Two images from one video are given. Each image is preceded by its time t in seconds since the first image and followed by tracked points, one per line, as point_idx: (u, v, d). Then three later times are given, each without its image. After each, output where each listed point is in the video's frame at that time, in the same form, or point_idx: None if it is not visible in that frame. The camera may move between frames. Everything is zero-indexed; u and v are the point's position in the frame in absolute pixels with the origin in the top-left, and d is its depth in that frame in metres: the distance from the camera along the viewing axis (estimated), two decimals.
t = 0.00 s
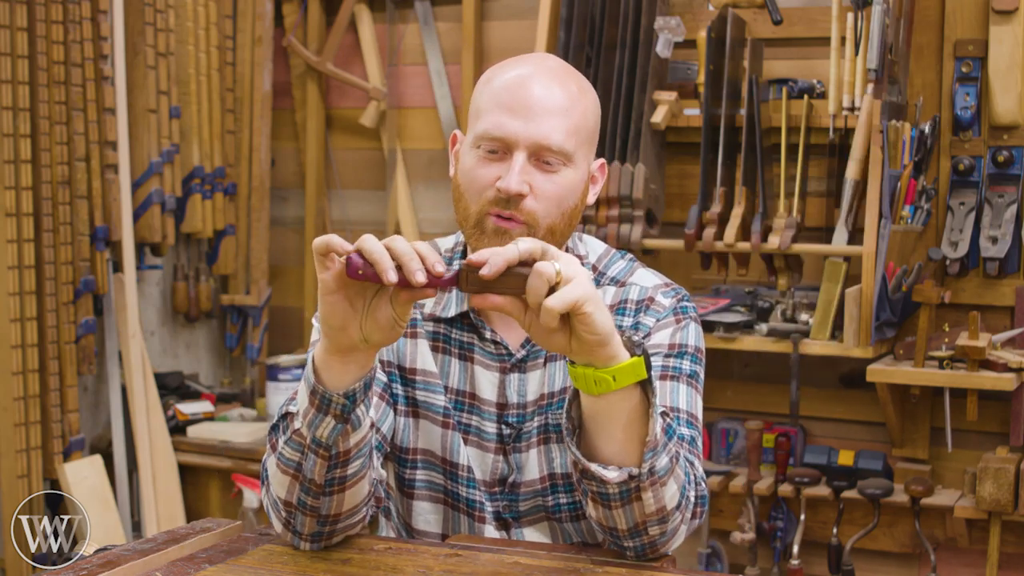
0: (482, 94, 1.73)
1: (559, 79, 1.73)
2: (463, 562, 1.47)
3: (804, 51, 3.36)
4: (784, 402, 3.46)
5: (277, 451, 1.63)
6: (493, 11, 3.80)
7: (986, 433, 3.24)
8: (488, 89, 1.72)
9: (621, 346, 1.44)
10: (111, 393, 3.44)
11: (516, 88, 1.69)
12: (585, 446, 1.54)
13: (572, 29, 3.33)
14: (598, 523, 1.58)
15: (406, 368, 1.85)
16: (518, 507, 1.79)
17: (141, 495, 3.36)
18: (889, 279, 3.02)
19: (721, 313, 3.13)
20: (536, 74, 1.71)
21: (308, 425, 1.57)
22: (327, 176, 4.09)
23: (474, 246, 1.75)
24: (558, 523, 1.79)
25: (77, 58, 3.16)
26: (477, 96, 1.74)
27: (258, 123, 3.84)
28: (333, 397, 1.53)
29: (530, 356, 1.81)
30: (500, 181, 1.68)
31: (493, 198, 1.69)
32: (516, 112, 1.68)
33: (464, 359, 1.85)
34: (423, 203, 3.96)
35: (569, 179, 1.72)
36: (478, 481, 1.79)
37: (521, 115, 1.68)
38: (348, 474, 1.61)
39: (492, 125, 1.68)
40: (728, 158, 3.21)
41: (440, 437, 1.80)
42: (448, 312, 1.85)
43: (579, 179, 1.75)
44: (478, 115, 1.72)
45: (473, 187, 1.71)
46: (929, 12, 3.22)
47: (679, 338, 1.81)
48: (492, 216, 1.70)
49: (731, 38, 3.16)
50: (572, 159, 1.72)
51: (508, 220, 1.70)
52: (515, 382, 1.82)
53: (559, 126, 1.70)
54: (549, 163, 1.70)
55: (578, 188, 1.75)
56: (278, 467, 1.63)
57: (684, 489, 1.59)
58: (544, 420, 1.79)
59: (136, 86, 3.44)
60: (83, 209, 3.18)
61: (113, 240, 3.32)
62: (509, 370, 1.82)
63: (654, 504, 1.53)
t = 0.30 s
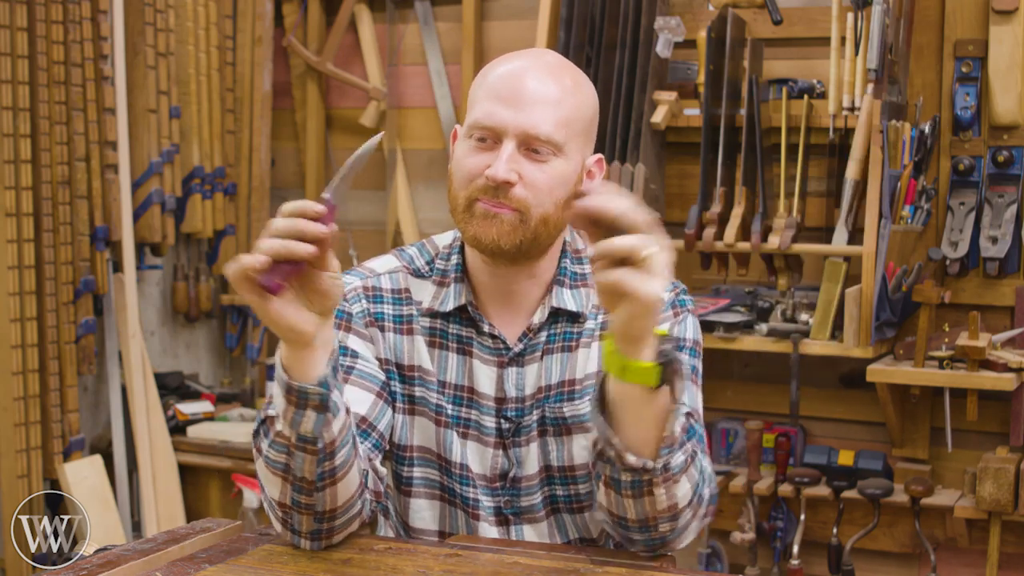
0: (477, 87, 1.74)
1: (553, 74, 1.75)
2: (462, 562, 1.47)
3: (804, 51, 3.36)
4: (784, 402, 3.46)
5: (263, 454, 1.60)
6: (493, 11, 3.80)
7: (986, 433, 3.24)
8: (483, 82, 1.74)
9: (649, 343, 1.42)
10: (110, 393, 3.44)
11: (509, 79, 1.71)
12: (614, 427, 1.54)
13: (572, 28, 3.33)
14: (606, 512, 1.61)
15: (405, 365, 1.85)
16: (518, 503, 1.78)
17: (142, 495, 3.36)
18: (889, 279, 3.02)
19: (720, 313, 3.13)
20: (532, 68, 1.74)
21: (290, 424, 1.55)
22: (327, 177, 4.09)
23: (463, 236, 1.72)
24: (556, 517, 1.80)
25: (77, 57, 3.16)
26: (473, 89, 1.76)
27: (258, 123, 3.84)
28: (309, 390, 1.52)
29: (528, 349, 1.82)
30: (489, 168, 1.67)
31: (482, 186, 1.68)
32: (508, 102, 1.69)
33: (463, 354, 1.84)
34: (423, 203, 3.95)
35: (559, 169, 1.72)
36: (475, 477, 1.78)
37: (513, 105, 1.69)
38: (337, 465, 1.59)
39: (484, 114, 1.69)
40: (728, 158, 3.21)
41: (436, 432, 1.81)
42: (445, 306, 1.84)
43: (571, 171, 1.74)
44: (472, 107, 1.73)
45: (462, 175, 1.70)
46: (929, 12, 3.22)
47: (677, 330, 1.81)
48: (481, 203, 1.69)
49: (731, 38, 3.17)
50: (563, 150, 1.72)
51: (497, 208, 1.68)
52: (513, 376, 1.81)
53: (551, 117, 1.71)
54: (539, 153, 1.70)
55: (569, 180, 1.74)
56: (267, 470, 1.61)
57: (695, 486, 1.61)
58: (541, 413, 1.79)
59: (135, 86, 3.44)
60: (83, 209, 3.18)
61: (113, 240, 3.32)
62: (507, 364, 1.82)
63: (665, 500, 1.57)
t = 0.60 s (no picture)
0: (481, 88, 1.74)
1: (558, 77, 1.74)
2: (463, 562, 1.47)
3: (804, 51, 3.36)
4: (784, 402, 3.46)
5: (274, 465, 1.55)
6: (493, 11, 3.80)
7: (986, 433, 3.24)
8: (487, 83, 1.73)
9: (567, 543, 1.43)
10: (110, 393, 3.44)
11: (513, 81, 1.71)
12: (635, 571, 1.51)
13: (572, 28, 3.33)
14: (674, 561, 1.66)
15: (403, 366, 1.85)
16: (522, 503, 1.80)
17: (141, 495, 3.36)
18: (889, 279, 3.02)
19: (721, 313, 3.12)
20: (536, 69, 1.73)
21: (311, 437, 1.50)
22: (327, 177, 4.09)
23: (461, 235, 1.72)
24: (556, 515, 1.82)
25: (77, 58, 3.16)
26: (477, 90, 1.75)
27: (258, 123, 3.84)
28: (333, 398, 1.48)
29: (530, 350, 1.81)
30: (490, 169, 1.66)
31: (483, 186, 1.67)
32: (512, 103, 1.69)
33: (462, 355, 1.84)
34: (423, 203, 3.96)
35: (560, 173, 1.72)
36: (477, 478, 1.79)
37: (516, 106, 1.68)
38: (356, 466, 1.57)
39: (488, 115, 1.69)
40: (728, 158, 3.21)
41: (437, 435, 1.81)
42: (444, 311, 1.83)
43: (571, 175, 1.74)
44: (475, 107, 1.72)
45: (462, 174, 1.69)
46: (929, 12, 3.22)
47: (682, 328, 1.84)
48: (481, 204, 1.68)
49: (731, 38, 3.17)
50: (565, 154, 1.72)
51: (497, 209, 1.68)
52: (515, 377, 1.81)
53: (554, 119, 1.70)
54: (540, 156, 1.70)
55: (569, 185, 1.74)
56: (280, 481, 1.55)
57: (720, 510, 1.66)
58: (550, 414, 1.80)
59: (136, 86, 3.44)
60: (83, 209, 3.18)
61: (113, 241, 3.32)
62: (509, 365, 1.81)
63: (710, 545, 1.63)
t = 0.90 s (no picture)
0: (487, 88, 1.73)
1: (563, 76, 1.74)
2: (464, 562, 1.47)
3: (804, 51, 3.36)
4: (784, 402, 3.46)
5: (274, 467, 1.55)
6: (493, 11, 3.80)
7: (986, 433, 3.24)
8: (493, 83, 1.72)
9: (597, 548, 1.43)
10: (111, 393, 3.44)
11: (519, 80, 1.70)
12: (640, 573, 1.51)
13: (572, 28, 3.33)
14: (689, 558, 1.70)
15: (408, 366, 1.84)
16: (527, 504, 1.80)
17: (141, 495, 3.36)
18: (890, 279, 3.02)
19: (721, 313, 3.12)
20: (542, 69, 1.72)
21: (314, 440, 1.50)
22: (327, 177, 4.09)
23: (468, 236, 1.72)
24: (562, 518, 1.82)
25: (77, 58, 3.16)
26: (483, 90, 1.74)
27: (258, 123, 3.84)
28: (335, 401, 1.48)
29: (538, 350, 1.81)
30: (495, 171, 1.67)
31: (489, 187, 1.68)
32: (517, 103, 1.68)
33: (469, 355, 1.84)
34: (423, 203, 3.96)
35: (566, 174, 1.72)
36: (481, 478, 1.79)
37: (522, 107, 1.68)
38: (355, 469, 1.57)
39: (493, 115, 1.69)
40: (728, 158, 3.21)
41: (442, 435, 1.81)
42: (452, 309, 1.83)
43: (576, 176, 1.74)
44: (480, 107, 1.72)
45: (469, 175, 1.69)
46: (930, 12, 3.22)
47: (690, 331, 1.83)
48: (487, 206, 1.69)
49: (731, 38, 3.17)
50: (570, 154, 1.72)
51: (502, 211, 1.69)
52: (523, 376, 1.80)
53: (559, 119, 1.70)
54: (545, 156, 1.70)
55: (574, 185, 1.74)
56: (280, 483, 1.55)
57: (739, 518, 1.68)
58: (557, 415, 1.80)
59: (135, 86, 3.44)
60: (83, 209, 3.18)
61: (113, 240, 3.32)
62: (517, 365, 1.81)
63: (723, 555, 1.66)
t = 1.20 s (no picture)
0: (481, 93, 1.72)
1: (559, 73, 1.73)
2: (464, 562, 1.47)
3: (804, 51, 3.36)
4: (784, 402, 3.46)
5: (277, 460, 1.58)
6: (493, 11, 3.80)
7: (986, 433, 3.24)
8: (486, 88, 1.72)
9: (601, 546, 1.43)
10: (111, 393, 3.44)
11: (516, 83, 1.69)
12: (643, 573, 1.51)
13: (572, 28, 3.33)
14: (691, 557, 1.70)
15: (413, 368, 1.85)
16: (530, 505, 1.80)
17: (141, 495, 3.36)
18: (890, 279, 3.02)
19: (721, 313, 3.12)
20: (537, 69, 1.71)
21: (312, 433, 1.53)
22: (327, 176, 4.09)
23: (484, 245, 1.72)
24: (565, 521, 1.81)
25: (77, 58, 3.16)
26: (476, 95, 1.74)
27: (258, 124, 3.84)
28: (337, 400, 1.50)
29: (543, 352, 1.81)
30: (507, 177, 1.67)
31: (501, 194, 1.68)
32: (516, 107, 1.68)
33: (473, 357, 1.84)
34: (423, 203, 3.96)
35: (575, 169, 1.71)
36: (485, 480, 1.79)
37: (523, 111, 1.68)
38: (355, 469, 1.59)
39: (496, 121, 1.68)
40: (728, 158, 3.21)
41: (446, 437, 1.81)
42: (458, 311, 1.84)
43: (585, 170, 1.74)
44: (478, 113, 1.71)
45: (479, 185, 1.69)
46: (930, 12, 3.22)
47: (695, 333, 1.83)
48: (502, 212, 1.69)
49: (731, 38, 3.17)
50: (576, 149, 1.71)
51: (519, 214, 1.69)
52: (528, 378, 1.81)
53: (561, 117, 1.69)
54: (554, 155, 1.70)
55: (584, 180, 1.74)
56: (281, 474, 1.58)
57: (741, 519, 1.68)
58: (562, 416, 1.80)
59: (135, 86, 3.44)
60: (83, 209, 3.18)
61: (113, 240, 3.32)
62: (522, 367, 1.81)
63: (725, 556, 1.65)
